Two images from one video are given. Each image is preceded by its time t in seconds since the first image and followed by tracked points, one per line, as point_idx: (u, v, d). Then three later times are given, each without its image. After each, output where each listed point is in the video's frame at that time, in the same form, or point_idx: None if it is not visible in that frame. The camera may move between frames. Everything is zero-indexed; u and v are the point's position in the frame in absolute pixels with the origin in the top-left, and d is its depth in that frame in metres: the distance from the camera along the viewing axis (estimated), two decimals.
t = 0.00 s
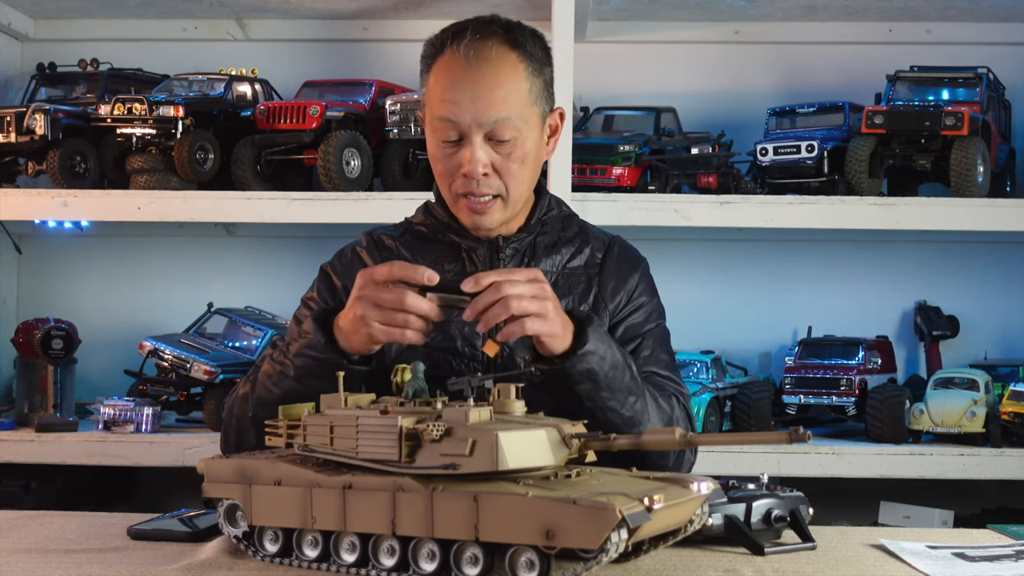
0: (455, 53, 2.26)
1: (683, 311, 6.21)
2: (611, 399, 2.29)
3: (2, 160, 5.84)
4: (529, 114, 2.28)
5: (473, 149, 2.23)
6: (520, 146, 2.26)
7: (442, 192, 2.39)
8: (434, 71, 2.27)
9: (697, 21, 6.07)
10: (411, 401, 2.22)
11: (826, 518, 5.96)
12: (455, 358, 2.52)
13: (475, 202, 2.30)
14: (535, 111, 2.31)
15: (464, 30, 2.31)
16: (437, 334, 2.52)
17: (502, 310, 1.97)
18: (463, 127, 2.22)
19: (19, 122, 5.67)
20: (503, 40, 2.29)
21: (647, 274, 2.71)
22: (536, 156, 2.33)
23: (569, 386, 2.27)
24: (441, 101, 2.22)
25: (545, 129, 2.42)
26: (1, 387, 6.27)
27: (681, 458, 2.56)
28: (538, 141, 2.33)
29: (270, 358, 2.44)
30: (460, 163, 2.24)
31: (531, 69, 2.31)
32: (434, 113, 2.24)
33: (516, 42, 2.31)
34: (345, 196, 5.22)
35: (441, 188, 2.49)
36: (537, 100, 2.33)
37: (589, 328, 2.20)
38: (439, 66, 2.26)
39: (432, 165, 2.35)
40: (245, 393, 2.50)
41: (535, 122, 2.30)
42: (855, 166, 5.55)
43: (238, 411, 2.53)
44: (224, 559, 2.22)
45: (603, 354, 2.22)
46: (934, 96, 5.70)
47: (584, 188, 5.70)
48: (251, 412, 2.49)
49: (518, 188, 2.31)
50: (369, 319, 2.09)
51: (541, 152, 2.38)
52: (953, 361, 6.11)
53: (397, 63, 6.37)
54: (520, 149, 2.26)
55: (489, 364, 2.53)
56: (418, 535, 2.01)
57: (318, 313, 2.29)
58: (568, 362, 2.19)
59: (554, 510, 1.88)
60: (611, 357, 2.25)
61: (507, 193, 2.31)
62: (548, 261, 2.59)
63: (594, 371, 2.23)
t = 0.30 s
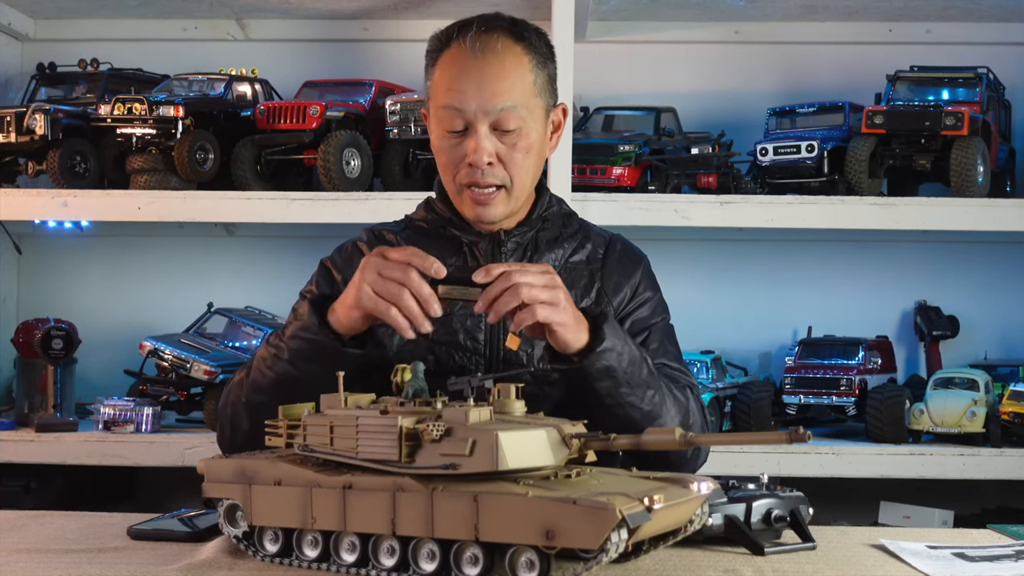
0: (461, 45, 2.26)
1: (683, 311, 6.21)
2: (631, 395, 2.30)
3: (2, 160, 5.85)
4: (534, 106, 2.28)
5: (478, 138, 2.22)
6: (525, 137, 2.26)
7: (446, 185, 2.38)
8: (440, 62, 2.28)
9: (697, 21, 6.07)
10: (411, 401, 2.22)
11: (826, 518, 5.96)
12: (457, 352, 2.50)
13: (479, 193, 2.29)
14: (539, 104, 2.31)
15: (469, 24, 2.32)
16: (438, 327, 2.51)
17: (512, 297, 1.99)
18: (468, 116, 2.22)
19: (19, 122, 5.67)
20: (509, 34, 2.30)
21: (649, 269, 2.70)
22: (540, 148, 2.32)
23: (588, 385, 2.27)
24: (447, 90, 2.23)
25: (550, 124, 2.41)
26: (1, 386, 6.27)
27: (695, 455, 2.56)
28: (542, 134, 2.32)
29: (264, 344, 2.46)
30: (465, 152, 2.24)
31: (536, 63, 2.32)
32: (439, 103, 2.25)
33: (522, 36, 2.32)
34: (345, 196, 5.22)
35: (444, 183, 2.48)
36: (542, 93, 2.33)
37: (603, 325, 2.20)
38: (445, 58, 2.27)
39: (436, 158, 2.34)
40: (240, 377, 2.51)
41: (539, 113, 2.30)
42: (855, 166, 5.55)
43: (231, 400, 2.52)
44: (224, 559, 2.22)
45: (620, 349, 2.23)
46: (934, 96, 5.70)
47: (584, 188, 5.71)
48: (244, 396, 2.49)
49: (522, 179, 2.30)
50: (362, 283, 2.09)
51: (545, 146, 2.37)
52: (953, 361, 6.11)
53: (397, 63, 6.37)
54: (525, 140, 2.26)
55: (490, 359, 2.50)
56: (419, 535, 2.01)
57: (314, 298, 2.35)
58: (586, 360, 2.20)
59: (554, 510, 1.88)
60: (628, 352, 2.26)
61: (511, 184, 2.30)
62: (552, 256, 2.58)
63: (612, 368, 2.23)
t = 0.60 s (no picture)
0: (463, 48, 2.26)
1: (683, 311, 6.21)
2: (654, 410, 2.30)
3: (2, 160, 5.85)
4: (537, 108, 2.28)
5: (481, 142, 2.22)
6: (529, 140, 2.26)
7: (450, 186, 2.38)
8: (441, 64, 2.27)
9: (697, 21, 6.07)
10: (411, 401, 2.22)
11: (826, 518, 5.96)
12: (457, 354, 2.50)
13: (483, 195, 2.30)
14: (542, 105, 2.31)
15: (470, 24, 2.31)
16: (437, 328, 2.50)
17: (547, 319, 2.01)
18: (471, 119, 2.22)
19: (19, 122, 5.67)
20: (510, 35, 2.29)
21: (652, 274, 2.68)
22: (543, 150, 2.33)
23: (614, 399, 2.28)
24: (449, 93, 2.23)
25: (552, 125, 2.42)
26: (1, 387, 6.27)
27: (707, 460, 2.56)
28: (546, 136, 2.32)
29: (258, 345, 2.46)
30: (469, 155, 2.24)
31: (538, 64, 2.31)
32: (442, 105, 2.25)
33: (523, 37, 2.31)
34: (345, 197, 5.22)
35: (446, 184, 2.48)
36: (544, 94, 2.33)
37: (630, 339, 2.21)
38: (446, 60, 2.27)
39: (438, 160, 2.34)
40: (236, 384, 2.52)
41: (542, 114, 2.30)
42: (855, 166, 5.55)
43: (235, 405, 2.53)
44: (225, 559, 2.22)
45: (645, 364, 2.23)
46: (934, 96, 5.70)
47: (584, 188, 5.71)
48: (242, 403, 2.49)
49: (526, 181, 2.31)
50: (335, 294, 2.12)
51: (548, 147, 2.37)
52: (953, 361, 6.11)
53: (397, 63, 6.37)
54: (528, 143, 2.26)
55: (490, 360, 2.50)
56: (418, 535, 2.01)
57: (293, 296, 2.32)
58: (613, 375, 2.21)
59: (554, 510, 1.88)
60: (651, 367, 2.27)
61: (515, 185, 2.30)
62: (552, 258, 2.57)
63: (638, 383, 2.24)
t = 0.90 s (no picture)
0: (476, 44, 2.26)
1: (682, 311, 6.21)
2: (684, 417, 2.37)
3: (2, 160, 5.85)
4: (543, 111, 2.28)
5: (484, 139, 2.22)
6: (533, 141, 2.26)
7: (449, 180, 2.37)
8: (454, 59, 2.27)
9: (697, 21, 6.07)
10: (411, 401, 2.22)
11: (826, 518, 5.96)
12: (459, 354, 2.47)
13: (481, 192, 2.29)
14: (549, 108, 2.31)
15: (487, 22, 2.31)
16: (441, 328, 2.48)
17: (598, 331, 2.10)
18: (476, 115, 2.22)
19: (18, 122, 5.67)
20: (526, 37, 2.29)
21: (653, 279, 2.70)
22: (546, 153, 2.32)
23: (647, 409, 2.36)
24: (457, 87, 2.23)
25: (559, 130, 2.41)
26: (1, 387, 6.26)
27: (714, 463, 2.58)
28: (550, 139, 2.32)
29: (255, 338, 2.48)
30: (470, 151, 2.24)
31: (551, 68, 2.31)
32: (450, 99, 2.25)
33: (538, 40, 2.31)
34: (345, 196, 5.22)
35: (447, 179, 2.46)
36: (553, 98, 2.33)
37: (668, 349, 2.32)
38: (459, 55, 2.26)
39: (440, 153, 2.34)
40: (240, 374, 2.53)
41: (549, 118, 2.30)
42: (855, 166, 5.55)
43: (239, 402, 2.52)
44: (225, 559, 2.22)
45: (681, 373, 2.34)
46: (934, 96, 5.70)
47: (584, 188, 5.70)
48: (244, 394, 2.50)
49: (526, 182, 2.30)
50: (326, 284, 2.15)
51: (552, 150, 2.37)
52: (953, 361, 6.11)
53: (397, 63, 6.37)
54: (532, 144, 2.26)
55: (493, 360, 2.48)
56: (419, 535, 2.01)
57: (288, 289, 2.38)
58: (652, 383, 2.31)
59: (554, 510, 1.88)
60: (685, 376, 2.37)
61: (514, 185, 2.30)
62: (556, 258, 2.56)
63: (674, 393, 2.34)
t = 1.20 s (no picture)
0: (491, 48, 2.26)
1: (682, 311, 6.21)
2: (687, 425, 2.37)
3: (3, 160, 5.85)
4: (553, 118, 2.28)
5: (492, 142, 2.22)
6: (541, 147, 2.26)
7: (456, 182, 2.37)
8: (468, 61, 2.28)
9: (697, 21, 6.07)
10: (412, 401, 2.22)
11: (826, 518, 5.96)
12: (465, 353, 2.47)
13: (486, 195, 2.29)
14: (559, 116, 2.31)
15: (504, 27, 2.31)
16: (449, 327, 2.48)
17: (601, 338, 2.09)
18: (486, 117, 2.22)
19: (18, 122, 5.66)
20: (541, 44, 2.30)
21: (660, 286, 2.69)
22: (554, 160, 2.32)
23: (649, 414, 2.35)
24: (469, 90, 2.23)
25: (569, 139, 2.41)
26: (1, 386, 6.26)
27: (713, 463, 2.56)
28: (559, 147, 2.32)
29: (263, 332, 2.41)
30: (477, 154, 2.24)
31: (563, 75, 2.32)
32: (461, 101, 2.25)
33: (553, 47, 2.31)
34: (346, 196, 5.22)
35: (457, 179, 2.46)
36: (564, 106, 2.33)
37: (671, 357, 2.29)
38: (474, 57, 2.27)
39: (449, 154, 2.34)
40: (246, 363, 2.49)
41: (558, 127, 2.30)
42: (855, 166, 5.54)
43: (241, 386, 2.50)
44: (225, 559, 2.22)
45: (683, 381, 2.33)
46: (934, 96, 5.70)
47: (584, 188, 5.70)
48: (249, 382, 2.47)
49: (532, 187, 2.30)
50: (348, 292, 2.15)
51: (561, 158, 2.37)
52: (953, 361, 6.11)
53: (397, 63, 6.37)
54: (539, 150, 2.26)
55: (498, 360, 2.48)
56: (419, 535, 2.01)
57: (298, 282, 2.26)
58: (654, 391, 2.28)
59: (553, 510, 1.88)
60: (687, 383, 2.35)
61: (519, 190, 2.29)
62: (564, 263, 2.56)
63: (676, 400, 2.33)
